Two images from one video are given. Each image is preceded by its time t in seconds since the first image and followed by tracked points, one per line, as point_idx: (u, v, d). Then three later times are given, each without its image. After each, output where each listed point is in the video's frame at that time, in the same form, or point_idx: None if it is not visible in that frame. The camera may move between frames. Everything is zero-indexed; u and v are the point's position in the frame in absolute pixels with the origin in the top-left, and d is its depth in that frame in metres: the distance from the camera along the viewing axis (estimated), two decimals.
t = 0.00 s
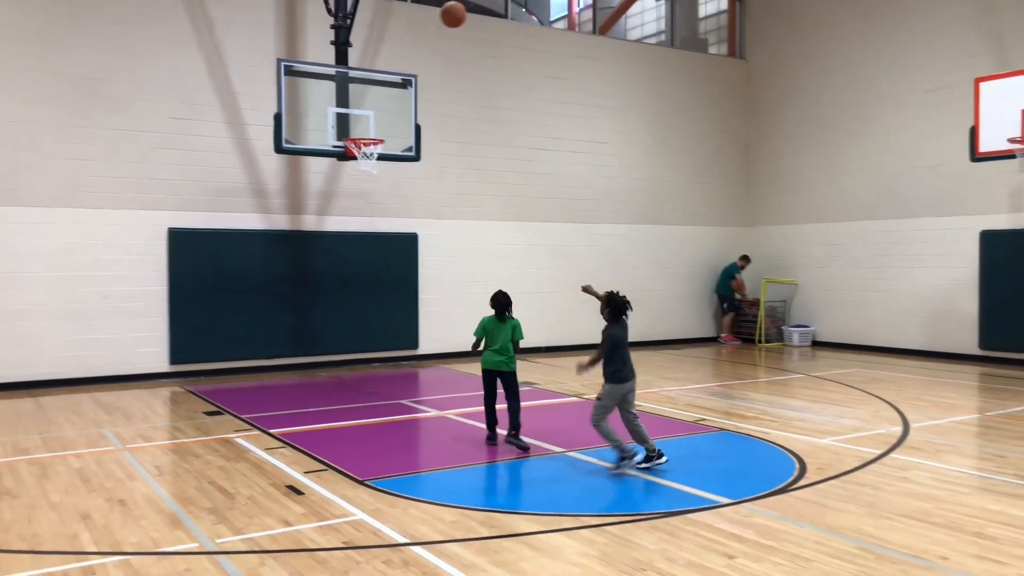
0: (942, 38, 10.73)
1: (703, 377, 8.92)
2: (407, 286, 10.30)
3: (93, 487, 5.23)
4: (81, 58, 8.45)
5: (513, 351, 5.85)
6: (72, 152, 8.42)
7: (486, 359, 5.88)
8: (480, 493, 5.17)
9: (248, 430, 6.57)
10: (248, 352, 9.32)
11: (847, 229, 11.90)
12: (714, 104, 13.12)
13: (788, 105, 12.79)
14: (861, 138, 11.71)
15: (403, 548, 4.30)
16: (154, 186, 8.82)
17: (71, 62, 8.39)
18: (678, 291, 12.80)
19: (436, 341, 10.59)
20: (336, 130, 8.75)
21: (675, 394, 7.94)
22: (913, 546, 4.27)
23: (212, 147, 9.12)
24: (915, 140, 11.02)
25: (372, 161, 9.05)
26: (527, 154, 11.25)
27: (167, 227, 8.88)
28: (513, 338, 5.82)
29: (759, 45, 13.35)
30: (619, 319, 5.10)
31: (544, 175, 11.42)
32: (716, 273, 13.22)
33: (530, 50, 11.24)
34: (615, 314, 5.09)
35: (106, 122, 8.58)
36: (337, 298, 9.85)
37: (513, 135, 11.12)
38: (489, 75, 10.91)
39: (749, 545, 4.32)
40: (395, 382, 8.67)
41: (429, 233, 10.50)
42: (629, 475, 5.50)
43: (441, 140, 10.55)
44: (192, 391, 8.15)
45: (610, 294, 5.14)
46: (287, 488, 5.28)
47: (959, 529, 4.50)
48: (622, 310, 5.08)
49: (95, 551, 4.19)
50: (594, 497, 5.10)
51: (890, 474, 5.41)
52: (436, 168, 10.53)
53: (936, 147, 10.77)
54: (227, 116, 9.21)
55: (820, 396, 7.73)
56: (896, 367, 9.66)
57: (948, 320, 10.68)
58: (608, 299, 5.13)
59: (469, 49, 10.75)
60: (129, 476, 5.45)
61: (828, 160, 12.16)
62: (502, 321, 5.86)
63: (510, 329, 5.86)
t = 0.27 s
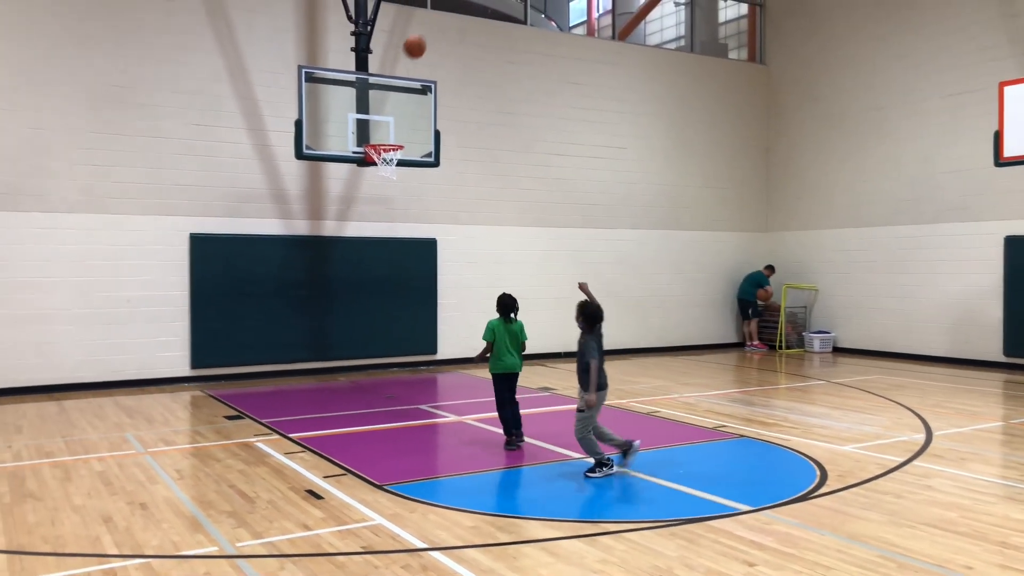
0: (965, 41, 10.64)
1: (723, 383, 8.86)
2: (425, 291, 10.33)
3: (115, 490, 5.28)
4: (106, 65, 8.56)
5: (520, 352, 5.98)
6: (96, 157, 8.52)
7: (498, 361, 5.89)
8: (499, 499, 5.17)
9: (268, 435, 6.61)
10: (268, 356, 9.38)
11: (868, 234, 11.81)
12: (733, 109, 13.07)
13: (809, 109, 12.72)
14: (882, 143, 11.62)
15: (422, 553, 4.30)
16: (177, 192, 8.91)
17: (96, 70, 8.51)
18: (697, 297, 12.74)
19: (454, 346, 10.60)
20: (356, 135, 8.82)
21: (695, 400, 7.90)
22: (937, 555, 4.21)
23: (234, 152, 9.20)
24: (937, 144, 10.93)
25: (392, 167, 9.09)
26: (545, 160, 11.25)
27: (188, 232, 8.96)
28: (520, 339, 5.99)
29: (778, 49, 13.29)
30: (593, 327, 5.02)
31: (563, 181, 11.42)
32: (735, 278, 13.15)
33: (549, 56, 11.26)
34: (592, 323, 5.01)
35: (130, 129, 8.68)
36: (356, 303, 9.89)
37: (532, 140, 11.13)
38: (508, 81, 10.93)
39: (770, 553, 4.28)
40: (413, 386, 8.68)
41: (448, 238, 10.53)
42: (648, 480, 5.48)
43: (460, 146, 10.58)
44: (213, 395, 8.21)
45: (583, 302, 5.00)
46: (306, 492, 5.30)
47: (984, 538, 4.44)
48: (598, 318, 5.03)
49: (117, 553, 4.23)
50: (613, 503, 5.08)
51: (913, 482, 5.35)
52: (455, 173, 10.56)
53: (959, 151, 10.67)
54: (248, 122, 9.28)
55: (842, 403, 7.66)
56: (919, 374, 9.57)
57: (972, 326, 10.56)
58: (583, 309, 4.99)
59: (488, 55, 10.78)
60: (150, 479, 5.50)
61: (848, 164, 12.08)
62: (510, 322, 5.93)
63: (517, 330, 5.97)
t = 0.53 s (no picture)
0: (977, 43, 10.60)
1: (733, 386, 8.84)
2: (435, 293, 10.34)
3: (127, 491, 5.31)
4: (118, 69, 8.62)
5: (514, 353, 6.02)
6: (108, 161, 8.58)
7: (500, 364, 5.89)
8: (509, 501, 5.17)
9: (279, 436, 6.63)
10: (279, 358, 9.40)
11: (879, 236, 11.76)
12: (743, 111, 13.05)
13: (819, 112, 12.68)
14: (893, 145, 11.58)
15: (432, 555, 4.30)
16: (188, 195, 8.95)
17: (108, 74, 8.56)
18: (707, 299, 12.72)
19: (464, 348, 10.61)
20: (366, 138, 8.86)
21: (705, 402, 7.89)
22: (949, 559, 4.18)
23: (246, 155, 9.24)
24: (949, 146, 10.88)
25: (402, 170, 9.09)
26: (555, 162, 11.26)
27: (199, 235, 9.00)
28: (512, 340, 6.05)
29: (789, 51, 13.26)
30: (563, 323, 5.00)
31: (573, 183, 11.42)
32: (745, 281, 13.12)
33: (559, 58, 11.27)
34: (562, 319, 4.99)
35: (142, 132, 8.74)
36: (366, 306, 9.91)
37: (542, 142, 11.14)
38: (517, 84, 10.94)
39: (780, 556, 4.26)
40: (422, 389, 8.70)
41: (457, 241, 10.54)
42: (657, 483, 5.47)
43: (470, 148, 10.59)
44: (223, 397, 8.24)
45: (553, 300, 4.97)
46: (316, 493, 5.32)
47: (996, 542, 4.41)
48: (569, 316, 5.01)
49: (129, 554, 4.25)
50: (623, 505, 5.07)
51: (925, 485, 5.32)
52: (464, 175, 10.58)
53: (971, 153, 10.63)
54: (259, 125, 9.33)
55: (853, 405, 7.62)
56: (931, 377, 9.52)
57: (984, 329, 10.50)
58: (552, 306, 4.96)
59: (498, 57, 10.79)
60: (161, 481, 5.52)
61: (859, 166, 12.04)
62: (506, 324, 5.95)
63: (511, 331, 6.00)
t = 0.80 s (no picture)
0: (983, 45, 10.58)
1: (737, 387, 8.83)
2: (439, 294, 10.35)
3: (131, 490, 5.32)
4: (123, 69, 8.65)
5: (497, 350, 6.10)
6: (113, 161, 8.60)
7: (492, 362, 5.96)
8: (513, 501, 5.18)
9: (283, 436, 6.64)
10: (283, 358, 9.42)
11: (883, 238, 11.74)
12: (748, 112, 13.04)
13: (824, 112, 12.67)
14: (897, 146, 11.56)
15: (435, 555, 4.31)
16: (193, 195, 8.98)
17: (112, 75, 8.59)
18: (711, 300, 12.71)
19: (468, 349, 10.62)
20: (370, 139, 8.87)
21: (709, 404, 7.88)
22: (953, 561, 4.17)
23: (250, 156, 9.26)
24: (954, 147, 10.86)
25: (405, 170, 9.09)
26: (559, 163, 11.27)
27: (204, 235, 9.02)
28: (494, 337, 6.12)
29: (793, 52, 13.25)
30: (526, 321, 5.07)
31: (577, 184, 11.43)
32: (749, 282, 13.10)
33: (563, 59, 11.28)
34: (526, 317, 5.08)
35: (146, 133, 8.76)
36: (370, 306, 9.92)
37: (546, 143, 11.15)
38: (521, 85, 10.95)
39: (784, 557, 4.25)
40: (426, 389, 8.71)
41: (461, 242, 10.55)
42: (661, 484, 5.47)
43: (474, 149, 10.61)
44: (228, 397, 8.26)
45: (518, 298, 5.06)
46: (320, 493, 5.33)
47: (1000, 544, 4.40)
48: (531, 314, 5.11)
49: (133, 553, 4.26)
50: (627, 506, 5.07)
51: (929, 487, 5.31)
52: (468, 176, 10.59)
53: (976, 155, 10.61)
54: (264, 126, 9.35)
55: (857, 407, 7.61)
56: (936, 379, 9.50)
57: (989, 331, 10.47)
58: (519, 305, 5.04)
59: (502, 58, 10.80)
60: (166, 480, 5.54)
61: (863, 167, 12.02)
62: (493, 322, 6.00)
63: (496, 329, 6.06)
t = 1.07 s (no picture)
0: (988, 46, 10.57)
1: (739, 388, 8.83)
2: (441, 293, 10.35)
3: (133, 489, 5.32)
4: (127, 68, 8.66)
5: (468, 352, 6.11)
6: (116, 160, 8.61)
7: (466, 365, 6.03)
8: (515, 501, 5.17)
9: (285, 435, 6.65)
10: (285, 358, 9.42)
11: (887, 239, 11.73)
12: (752, 113, 13.03)
13: (828, 114, 12.66)
14: (902, 147, 11.55)
15: (438, 555, 4.30)
16: (196, 194, 8.99)
17: (116, 74, 8.59)
18: (714, 301, 12.70)
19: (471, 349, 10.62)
20: (373, 138, 8.88)
21: (711, 404, 7.88)
22: (956, 562, 4.17)
23: (253, 155, 9.27)
24: (958, 149, 10.85)
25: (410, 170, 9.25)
26: (562, 164, 11.27)
27: (207, 234, 9.03)
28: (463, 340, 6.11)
29: (797, 53, 13.24)
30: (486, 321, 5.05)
31: (580, 184, 11.43)
32: (753, 283, 13.09)
33: (566, 60, 11.28)
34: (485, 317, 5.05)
35: (150, 132, 8.77)
36: (373, 306, 9.93)
37: (550, 143, 11.15)
38: (525, 85, 10.95)
39: (787, 558, 4.25)
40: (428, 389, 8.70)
41: (464, 242, 10.55)
42: (664, 485, 5.47)
43: (477, 149, 10.61)
44: (230, 396, 8.26)
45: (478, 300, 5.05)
46: (323, 493, 5.33)
47: (1004, 546, 4.39)
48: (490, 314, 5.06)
49: (136, 552, 4.26)
50: (629, 507, 5.07)
51: (933, 489, 5.30)
52: (471, 176, 10.59)
53: (980, 156, 10.60)
54: (267, 125, 9.36)
55: (860, 408, 7.60)
56: (939, 380, 9.49)
57: (993, 333, 10.45)
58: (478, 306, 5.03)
59: (506, 58, 10.80)
60: (168, 479, 5.54)
61: (867, 169, 12.01)
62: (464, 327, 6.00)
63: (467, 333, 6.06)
